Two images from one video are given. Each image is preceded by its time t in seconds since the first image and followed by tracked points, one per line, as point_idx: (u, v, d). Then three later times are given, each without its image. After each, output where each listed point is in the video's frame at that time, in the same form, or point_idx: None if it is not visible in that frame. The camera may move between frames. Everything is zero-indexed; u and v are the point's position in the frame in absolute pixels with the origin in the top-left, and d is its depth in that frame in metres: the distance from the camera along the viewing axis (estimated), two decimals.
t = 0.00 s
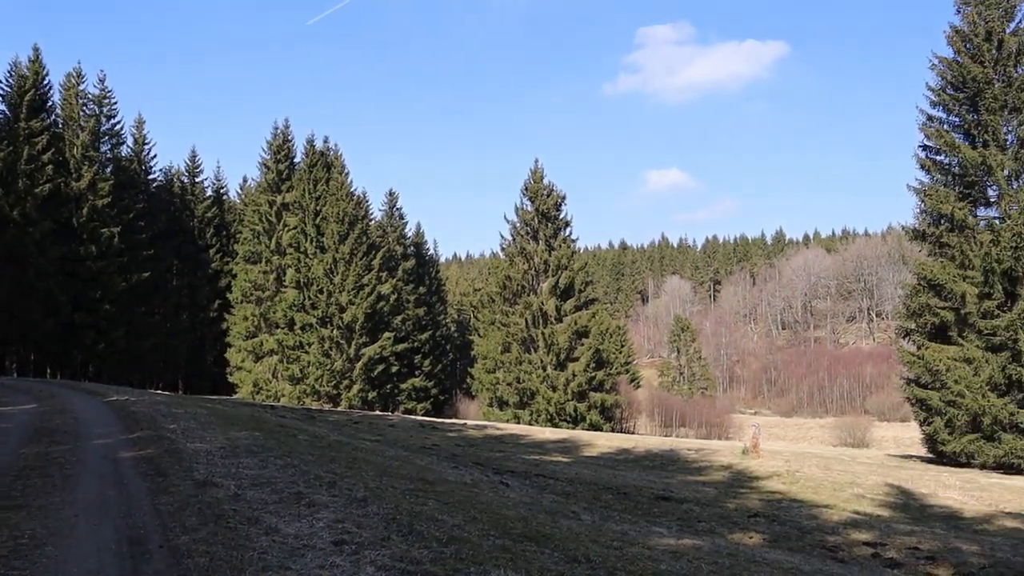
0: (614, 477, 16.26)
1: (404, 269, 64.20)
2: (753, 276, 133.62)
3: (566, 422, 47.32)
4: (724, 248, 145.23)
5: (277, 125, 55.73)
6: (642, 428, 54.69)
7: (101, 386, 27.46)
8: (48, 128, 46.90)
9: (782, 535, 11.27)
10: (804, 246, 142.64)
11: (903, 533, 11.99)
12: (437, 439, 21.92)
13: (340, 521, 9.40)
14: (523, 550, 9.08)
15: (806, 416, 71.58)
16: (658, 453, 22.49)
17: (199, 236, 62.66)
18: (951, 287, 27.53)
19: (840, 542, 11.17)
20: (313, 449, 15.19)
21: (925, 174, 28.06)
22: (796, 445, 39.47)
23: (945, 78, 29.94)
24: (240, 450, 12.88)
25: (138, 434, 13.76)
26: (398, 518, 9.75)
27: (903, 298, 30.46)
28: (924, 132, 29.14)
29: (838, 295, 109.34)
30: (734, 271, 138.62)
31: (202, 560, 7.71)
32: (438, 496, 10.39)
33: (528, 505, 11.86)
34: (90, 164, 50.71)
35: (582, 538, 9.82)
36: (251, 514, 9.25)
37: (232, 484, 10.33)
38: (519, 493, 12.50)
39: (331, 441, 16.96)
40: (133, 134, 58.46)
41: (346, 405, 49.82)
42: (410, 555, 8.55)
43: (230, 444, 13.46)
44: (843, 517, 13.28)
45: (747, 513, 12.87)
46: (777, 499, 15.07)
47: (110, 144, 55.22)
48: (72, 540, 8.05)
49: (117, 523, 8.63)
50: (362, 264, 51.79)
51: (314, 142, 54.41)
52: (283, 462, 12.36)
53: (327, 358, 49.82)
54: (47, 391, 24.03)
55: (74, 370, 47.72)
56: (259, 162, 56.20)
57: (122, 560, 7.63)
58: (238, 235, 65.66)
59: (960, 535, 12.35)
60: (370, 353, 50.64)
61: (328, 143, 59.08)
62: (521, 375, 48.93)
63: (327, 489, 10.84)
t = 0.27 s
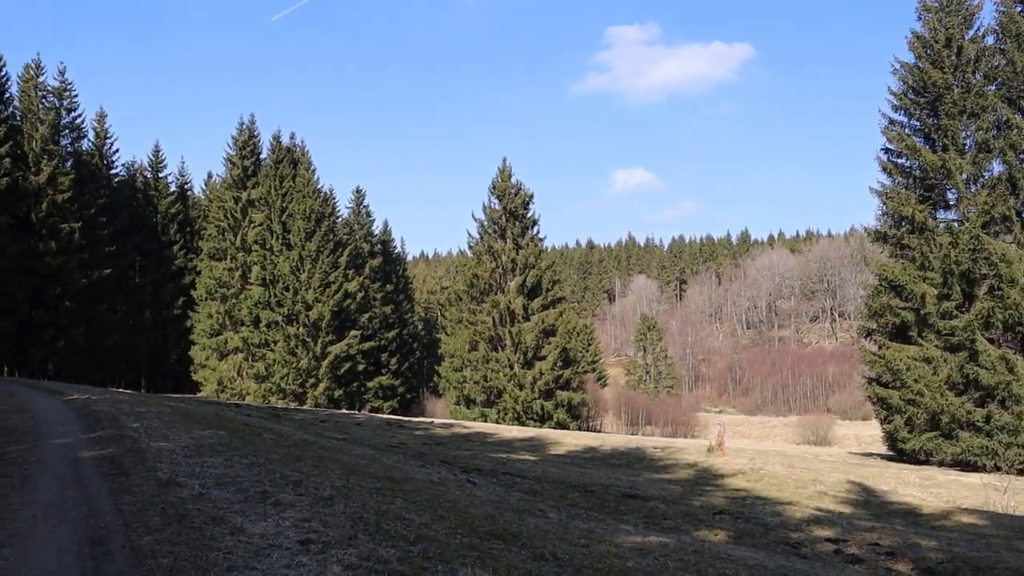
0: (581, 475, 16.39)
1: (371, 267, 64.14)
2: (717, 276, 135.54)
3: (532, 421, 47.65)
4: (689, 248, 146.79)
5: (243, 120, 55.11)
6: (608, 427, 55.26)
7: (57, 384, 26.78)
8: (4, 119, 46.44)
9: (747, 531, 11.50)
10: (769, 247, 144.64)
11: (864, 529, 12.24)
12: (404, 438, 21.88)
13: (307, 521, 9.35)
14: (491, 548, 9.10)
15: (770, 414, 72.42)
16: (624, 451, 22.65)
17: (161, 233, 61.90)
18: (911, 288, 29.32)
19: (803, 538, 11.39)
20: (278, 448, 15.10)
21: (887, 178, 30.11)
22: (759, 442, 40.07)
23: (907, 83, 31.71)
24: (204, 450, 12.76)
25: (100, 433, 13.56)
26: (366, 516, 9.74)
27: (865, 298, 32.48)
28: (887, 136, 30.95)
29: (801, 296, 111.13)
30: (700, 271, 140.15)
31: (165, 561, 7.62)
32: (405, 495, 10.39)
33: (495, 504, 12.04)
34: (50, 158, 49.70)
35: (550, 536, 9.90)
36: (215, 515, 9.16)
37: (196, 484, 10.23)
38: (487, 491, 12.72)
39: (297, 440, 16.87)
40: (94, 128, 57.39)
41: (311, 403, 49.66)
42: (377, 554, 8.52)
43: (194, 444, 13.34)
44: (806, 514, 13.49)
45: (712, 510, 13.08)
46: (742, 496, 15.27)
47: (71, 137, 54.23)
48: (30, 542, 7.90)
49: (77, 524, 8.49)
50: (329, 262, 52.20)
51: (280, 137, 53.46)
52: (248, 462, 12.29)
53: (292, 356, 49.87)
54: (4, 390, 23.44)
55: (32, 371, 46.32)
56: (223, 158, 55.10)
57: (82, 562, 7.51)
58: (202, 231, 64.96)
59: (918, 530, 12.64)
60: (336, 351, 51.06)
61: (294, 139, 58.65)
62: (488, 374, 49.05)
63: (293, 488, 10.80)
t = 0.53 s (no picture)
0: (565, 475, 16.42)
1: (354, 267, 64.01)
2: (701, 276, 136.19)
3: (516, 421, 47.75)
4: (673, 249, 147.32)
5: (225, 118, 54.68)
6: (591, 426, 55.37)
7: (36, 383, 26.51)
8: None
9: (729, 531, 11.60)
10: (751, 247, 145.37)
11: (845, 529, 12.33)
12: (387, 437, 21.84)
13: (289, 521, 9.31)
14: (474, 548, 9.09)
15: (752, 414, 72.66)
16: (608, 451, 22.69)
17: (141, 231, 60.69)
18: (891, 289, 29.61)
19: (785, 537, 11.48)
20: (261, 447, 15.05)
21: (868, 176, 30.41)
22: (741, 442, 40.18)
23: (888, 85, 32.19)
24: (186, 450, 12.72)
25: (80, 433, 13.49)
26: (349, 517, 9.72)
27: (847, 299, 32.95)
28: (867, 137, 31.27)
29: (783, 296, 111.94)
30: (682, 271, 140.74)
31: (146, 561, 7.57)
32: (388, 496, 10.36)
33: (479, 504, 12.13)
34: (29, 154, 49.34)
35: (533, 536, 9.90)
36: (197, 515, 9.12)
37: (177, 484, 10.20)
38: (471, 491, 12.86)
39: (280, 439, 16.82)
40: (74, 125, 57.07)
41: (293, 403, 49.46)
42: (360, 554, 8.48)
43: (176, 443, 13.29)
44: (788, 514, 13.56)
45: (695, 510, 13.18)
46: (724, 496, 15.34)
47: (51, 133, 53.83)
48: (8, 543, 7.84)
49: (56, 524, 8.44)
50: (311, 261, 51.68)
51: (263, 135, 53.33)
52: (230, 461, 12.26)
53: (274, 355, 49.87)
54: None
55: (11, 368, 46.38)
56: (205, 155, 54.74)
57: (61, 562, 7.46)
58: (183, 230, 64.47)
59: (899, 529, 12.74)
60: (319, 351, 50.75)
61: (277, 138, 58.98)
62: (470, 373, 49.00)
63: (275, 488, 10.78)
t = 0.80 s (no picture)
0: (549, 476, 16.44)
1: (338, 267, 63.86)
2: (685, 278, 136.71)
3: (500, 422, 47.83)
4: (657, 250, 147.64)
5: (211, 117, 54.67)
6: (575, 428, 55.43)
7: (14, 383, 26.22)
8: None
9: (713, 532, 11.65)
10: (735, 249, 146.12)
11: (828, 529, 12.40)
12: (371, 438, 21.81)
13: (273, 522, 9.29)
14: (458, 549, 9.10)
15: (735, 416, 72.86)
16: (592, 452, 22.72)
17: (124, 230, 60.48)
18: (874, 291, 29.73)
19: (768, 538, 11.55)
20: (244, 448, 15.01)
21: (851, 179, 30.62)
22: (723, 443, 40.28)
23: (870, 89, 32.36)
24: (169, 451, 12.66)
25: (61, 433, 13.42)
26: (333, 518, 9.71)
27: (830, 301, 33.00)
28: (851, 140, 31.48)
29: (766, 298, 112.64)
30: (667, 273, 141.23)
31: (128, 563, 7.53)
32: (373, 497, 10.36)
33: (463, 505, 12.07)
34: (10, 151, 48.95)
35: (518, 537, 9.92)
36: (181, 516, 9.08)
37: (160, 486, 10.16)
38: (455, 492, 12.74)
39: (263, 440, 16.78)
40: (57, 122, 56.69)
41: (277, 403, 49.30)
42: (344, 555, 8.47)
43: (159, 444, 13.23)
44: (772, 514, 13.63)
45: (679, 511, 13.21)
46: (707, 497, 15.39)
47: (32, 130, 53.41)
48: None
49: (38, 525, 8.39)
50: (296, 260, 51.80)
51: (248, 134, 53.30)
52: (213, 462, 12.23)
53: (258, 356, 49.69)
54: None
55: None
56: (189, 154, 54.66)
57: (43, 564, 7.42)
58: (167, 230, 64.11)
59: (881, 530, 12.84)
60: (303, 351, 50.58)
61: (262, 138, 58.89)
62: (455, 374, 48.99)
63: (259, 489, 10.76)
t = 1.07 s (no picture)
0: (533, 478, 16.46)
1: (322, 268, 63.67)
2: (669, 280, 137.19)
3: (484, 423, 47.91)
4: (641, 252, 147.99)
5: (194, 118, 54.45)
6: (558, 430, 55.44)
7: None
8: None
9: (696, 533, 11.71)
10: (718, 252, 146.86)
11: (810, 530, 12.49)
12: (355, 440, 21.75)
13: (256, 524, 9.27)
14: (442, 551, 9.11)
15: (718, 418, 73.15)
16: (576, 454, 22.76)
17: (106, 230, 60.25)
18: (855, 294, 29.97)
19: (750, 539, 11.63)
20: (227, 450, 14.94)
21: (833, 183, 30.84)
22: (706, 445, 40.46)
23: (853, 94, 32.51)
24: (151, 453, 12.61)
25: (42, 435, 13.31)
26: (316, 520, 9.69)
27: (813, 304, 33.20)
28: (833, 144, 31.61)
29: (749, 301, 113.27)
30: (651, 275, 141.71)
31: (108, 565, 7.49)
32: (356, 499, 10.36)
33: (447, 507, 12.05)
34: None
35: (501, 539, 9.95)
36: (163, 518, 9.04)
37: (142, 487, 10.12)
38: (438, 494, 12.69)
39: (246, 441, 16.71)
40: (37, 121, 56.19)
41: (260, 405, 49.18)
42: (328, 557, 8.46)
43: (141, 446, 13.16)
44: (754, 516, 13.71)
45: (662, 513, 13.27)
46: (691, 498, 15.45)
47: (12, 129, 52.89)
48: None
49: (18, 528, 8.33)
50: (279, 261, 51.67)
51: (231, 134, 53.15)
52: (196, 464, 12.18)
53: (240, 357, 49.47)
54: None
55: None
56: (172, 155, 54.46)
57: (22, 566, 7.37)
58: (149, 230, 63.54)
59: (861, 531, 12.96)
60: (286, 353, 50.39)
61: (246, 138, 58.55)
62: (438, 376, 48.97)
63: (242, 491, 10.73)
